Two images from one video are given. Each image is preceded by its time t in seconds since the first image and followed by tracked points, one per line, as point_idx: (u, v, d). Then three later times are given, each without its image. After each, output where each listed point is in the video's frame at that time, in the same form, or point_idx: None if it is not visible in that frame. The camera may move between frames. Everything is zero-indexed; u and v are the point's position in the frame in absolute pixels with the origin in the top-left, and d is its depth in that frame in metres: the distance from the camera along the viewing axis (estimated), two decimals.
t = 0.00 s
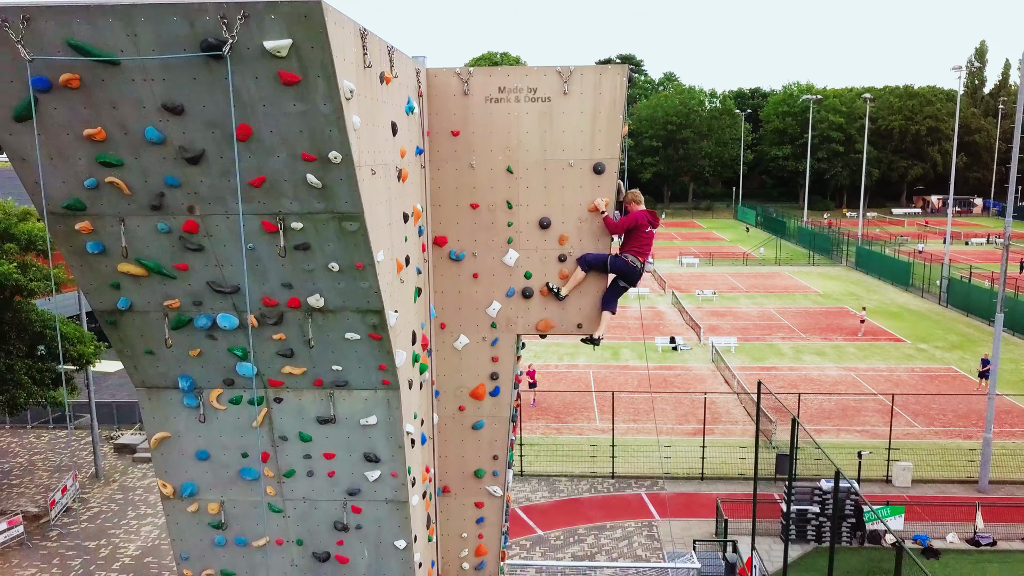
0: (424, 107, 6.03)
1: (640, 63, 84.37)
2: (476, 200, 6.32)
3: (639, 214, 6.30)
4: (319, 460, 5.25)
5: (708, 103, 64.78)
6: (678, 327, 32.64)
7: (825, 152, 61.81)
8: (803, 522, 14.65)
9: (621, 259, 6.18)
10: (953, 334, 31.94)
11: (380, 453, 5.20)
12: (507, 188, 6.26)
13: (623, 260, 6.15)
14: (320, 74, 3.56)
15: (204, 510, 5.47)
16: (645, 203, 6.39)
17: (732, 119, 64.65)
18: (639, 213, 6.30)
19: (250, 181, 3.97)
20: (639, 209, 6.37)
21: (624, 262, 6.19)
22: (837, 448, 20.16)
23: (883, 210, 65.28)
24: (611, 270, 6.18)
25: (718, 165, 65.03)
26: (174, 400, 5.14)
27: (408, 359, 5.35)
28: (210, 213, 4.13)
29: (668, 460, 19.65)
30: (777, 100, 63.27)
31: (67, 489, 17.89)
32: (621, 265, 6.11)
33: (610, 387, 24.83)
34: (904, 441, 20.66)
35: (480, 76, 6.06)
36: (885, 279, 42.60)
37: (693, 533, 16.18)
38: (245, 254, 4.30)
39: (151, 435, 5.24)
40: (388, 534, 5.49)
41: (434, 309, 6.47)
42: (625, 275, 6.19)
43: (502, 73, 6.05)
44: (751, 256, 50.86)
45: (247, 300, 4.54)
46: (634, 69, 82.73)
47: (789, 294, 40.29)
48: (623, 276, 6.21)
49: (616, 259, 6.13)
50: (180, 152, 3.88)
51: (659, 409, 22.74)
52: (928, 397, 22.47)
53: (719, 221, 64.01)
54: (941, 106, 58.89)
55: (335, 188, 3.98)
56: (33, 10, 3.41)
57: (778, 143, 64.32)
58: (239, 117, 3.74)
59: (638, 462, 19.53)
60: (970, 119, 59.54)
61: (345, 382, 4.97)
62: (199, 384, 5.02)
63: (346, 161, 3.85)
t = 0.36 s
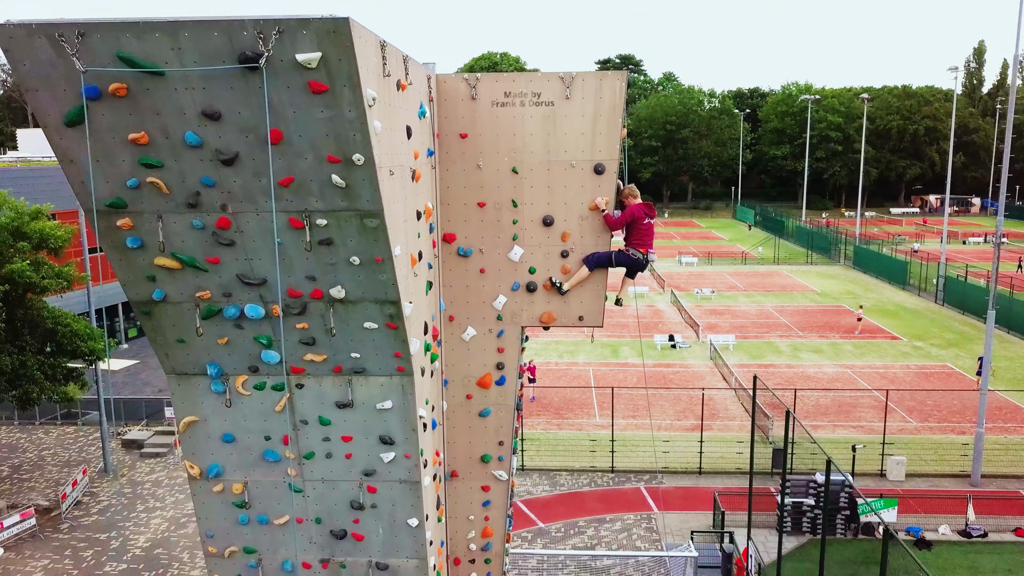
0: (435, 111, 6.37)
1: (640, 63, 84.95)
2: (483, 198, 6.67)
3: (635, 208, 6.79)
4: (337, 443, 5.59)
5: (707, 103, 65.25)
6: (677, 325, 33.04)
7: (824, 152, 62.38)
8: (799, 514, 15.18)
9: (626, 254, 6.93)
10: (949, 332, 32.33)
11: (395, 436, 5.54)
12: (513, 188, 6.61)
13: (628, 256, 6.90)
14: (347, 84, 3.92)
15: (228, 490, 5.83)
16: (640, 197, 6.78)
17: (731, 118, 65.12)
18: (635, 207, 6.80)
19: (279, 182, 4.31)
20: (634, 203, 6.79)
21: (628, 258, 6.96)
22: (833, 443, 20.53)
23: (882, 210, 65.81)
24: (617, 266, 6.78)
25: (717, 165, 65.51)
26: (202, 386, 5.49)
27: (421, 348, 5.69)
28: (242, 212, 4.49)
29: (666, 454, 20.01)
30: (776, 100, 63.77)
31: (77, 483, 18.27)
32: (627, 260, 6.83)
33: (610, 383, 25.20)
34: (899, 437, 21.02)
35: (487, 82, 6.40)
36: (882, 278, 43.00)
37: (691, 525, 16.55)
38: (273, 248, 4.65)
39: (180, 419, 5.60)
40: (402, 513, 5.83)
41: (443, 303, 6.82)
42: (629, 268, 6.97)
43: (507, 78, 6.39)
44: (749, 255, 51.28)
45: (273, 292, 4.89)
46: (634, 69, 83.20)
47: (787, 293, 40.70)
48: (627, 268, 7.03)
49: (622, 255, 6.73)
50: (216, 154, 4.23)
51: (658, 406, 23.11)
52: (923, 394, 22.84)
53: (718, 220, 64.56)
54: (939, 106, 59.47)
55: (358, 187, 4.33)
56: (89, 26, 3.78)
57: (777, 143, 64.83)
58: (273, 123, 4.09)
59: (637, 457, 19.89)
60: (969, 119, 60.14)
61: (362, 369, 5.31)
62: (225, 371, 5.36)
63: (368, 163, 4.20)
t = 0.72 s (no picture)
0: (444, 117, 6.78)
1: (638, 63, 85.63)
2: (488, 199, 7.06)
3: (629, 212, 7.20)
4: (354, 427, 5.98)
5: (705, 103, 65.80)
6: (675, 323, 33.48)
7: (822, 152, 63.23)
8: (792, 506, 15.83)
9: (623, 256, 7.14)
10: (943, 330, 32.78)
11: (408, 421, 5.94)
12: (517, 189, 7.01)
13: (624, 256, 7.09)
14: (370, 95, 4.31)
15: (251, 472, 6.23)
16: (637, 198, 7.27)
17: (728, 118, 65.67)
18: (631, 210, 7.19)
19: (306, 183, 4.71)
20: (631, 204, 7.26)
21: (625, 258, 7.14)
22: (827, 438, 20.95)
23: (879, 209, 66.57)
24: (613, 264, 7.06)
25: (715, 164, 66.10)
26: (229, 373, 5.89)
27: (432, 338, 6.09)
28: (270, 211, 4.89)
29: (664, 449, 20.43)
30: (774, 100, 64.44)
31: (88, 477, 18.69)
32: (626, 259, 7.05)
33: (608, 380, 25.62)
34: (892, 432, 21.43)
35: (492, 89, 6.80)
36: (878, 277, 43.47)
37: (688, 517, 16.96)
38: (299, 244, 5.04)
39: (207, 405, 6.01)
40: (413, 493, 6.22)
41: (451, 297, 7.21)
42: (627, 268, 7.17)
43: (512, 85, 6.78)
44: (747, 254, 51.79)
45: (298, 285, 5.29)
46: (632, 69, 83.84)
47: (783, 291, 41.15)
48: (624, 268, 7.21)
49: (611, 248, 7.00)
50: (248, 159, 4.63)
51: (656, 402, 23.53)
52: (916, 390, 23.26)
53: (715, 219, 65.38)
54: (935, 106, 60.40)
55: (378, 189, 4.72)
56: (137, 43, 4.19)
57: (774, 143, 65.52)
58: (301, 130, 4.49)
59: (636, 451, 20.32)
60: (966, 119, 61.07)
61: (378, 357, 5.70)
62: (250, 359, 5.76)
63: (388, 166, 4.59)
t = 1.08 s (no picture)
0: (450, 121, 7.22)
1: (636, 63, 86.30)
2: (492, 198, 7.50)
3: (627, 201, 7.82)
4: (367, 411, 6.39)
5: (703, 103, 66.52)
6: (672, 321, 33.96)
7: (819, 152, 64.44)
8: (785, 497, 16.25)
9: (638, 241, 7.98)
10: (936, 327, 33.30)
11: (417, 404, 6.36)
12: (519, 188, 7.44)
13: (640, 241, 7.95)
14: (386, 103, 4.75)
15: (270, 453, 6.65)
16: (631, 187, 7.84)
17: (725, 118, 66.30)
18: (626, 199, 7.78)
19: (326, 183, 5.14)
20: (627, 193, 7.83)
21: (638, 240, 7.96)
22: (820, 432, 21.41)
23: (876, 209, 67.51)
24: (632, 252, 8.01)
25: (713, 164, 66.74)
26: (250, 361, 6.31)
27: (439, 329, 6.51)
28: (292, 208, 5.32)
29: (661, 443, 20.88)
30: (771, 100, 65.22)
31: (97, 471, 19.11)
32: (641, 245, 7.90)
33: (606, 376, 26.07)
34: (884, 427, 21.88)
35: (495, 95, 7.24)
36: (874, 275, 43.98)
37: (683, 509, 17.40)
38: (319, 240, 5.47)
39: (229, 391, 6.44)
40: (422, 473, 6.63)
41: (456, 291, 7.64)
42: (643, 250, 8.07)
43: (514, 91, 7.22)
44: (744, 253, 52.27)
45: (317, 278, 5.71)
46: (630, 69, 84.47)
47: (779, 290, 41.64)
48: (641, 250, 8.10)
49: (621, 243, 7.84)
50: (274, 161, 5.06)
51: (653, 398, 23.97)
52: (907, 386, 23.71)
53: (713, 218, 66.25)
54: (931, 107, 61.93)
55: (392, 189, 5.15)
56: (177, 56, 4.65)
57: (771, 143, 66.39)
58: (323, 135, 4.93)
59: (633, 445, 20.77)
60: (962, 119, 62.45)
61: (390, 345, 6.13)
62: (271, 347, 6.18)
63: (402, 167, 5.02)
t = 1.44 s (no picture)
0: (455, 125, 7.67)
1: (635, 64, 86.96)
2: (494, 198, 7.96)
3: (622, 199, 8.33)
4: (378, 396, 6.85)
5: (701, 104, 67.35)
6: (669, 319, 34.49)
7: (816, 152, 65.60)
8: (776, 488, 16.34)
9: (635, 235, 8.64)
10: (930, 325, 33.83)
11: (426, 390, 6.82)
12: (519, 189, 7.90)
13: (639, 235, 8.63)
14: (401, 110, 5.22)
15: (287, 436, 7.10)
16: (626, 186, 8.32)
17: (723, 119, 67.05)
18: (622, 198, 8.28)
19: (344, 184, 5.61)
20: (622, 192, 8.31)
21: (638, 236, 8.66)
22: (813, 427, 21.87)
23: (873, 209, 68.48)
24: (632, 246, 8.77)
25: (711, 164, 67.48)
26: (269, 349, 6.77)
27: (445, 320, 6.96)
28: (312, 207, 5.78)
29: (657, 438, 21.36)
30: (769, 100, 66.09)
31: (106, 465, 19.57)
32: (639, 240, 8.61)
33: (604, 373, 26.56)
34: (876, 421, 22.35)
35: (497, 101, 7.70)
36: (869, 274, 44.51)
37: (678, 500, 17.87)
38: (336, 236, 5.94)
39: (249, 377, 6.89)
40: (430, 455, 7.09)
41: (461, 285, 8.11)
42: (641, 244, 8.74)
43: (516, 97, 7.68)
44: (740, 252, 52.81)
45: (333, 271, 6.17)
46: (628, 70, 85.14)
47: (776, 289, 42.18)
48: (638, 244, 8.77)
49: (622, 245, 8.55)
50: (296, 163, 5.52)
51: (649, 394, 24.45)
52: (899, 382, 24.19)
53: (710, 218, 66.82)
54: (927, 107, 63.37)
55: (405, 188, 5.61)
56: (211, 68, 5.13)
57: (769, 143, 67.35)
58: (343, 139, 5.38)
59: (630, 440, 21.25)
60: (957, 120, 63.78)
61: (400, 334, 6.59)
62: (289, 336, 6.64)
63: (414, 170, 5.49)
